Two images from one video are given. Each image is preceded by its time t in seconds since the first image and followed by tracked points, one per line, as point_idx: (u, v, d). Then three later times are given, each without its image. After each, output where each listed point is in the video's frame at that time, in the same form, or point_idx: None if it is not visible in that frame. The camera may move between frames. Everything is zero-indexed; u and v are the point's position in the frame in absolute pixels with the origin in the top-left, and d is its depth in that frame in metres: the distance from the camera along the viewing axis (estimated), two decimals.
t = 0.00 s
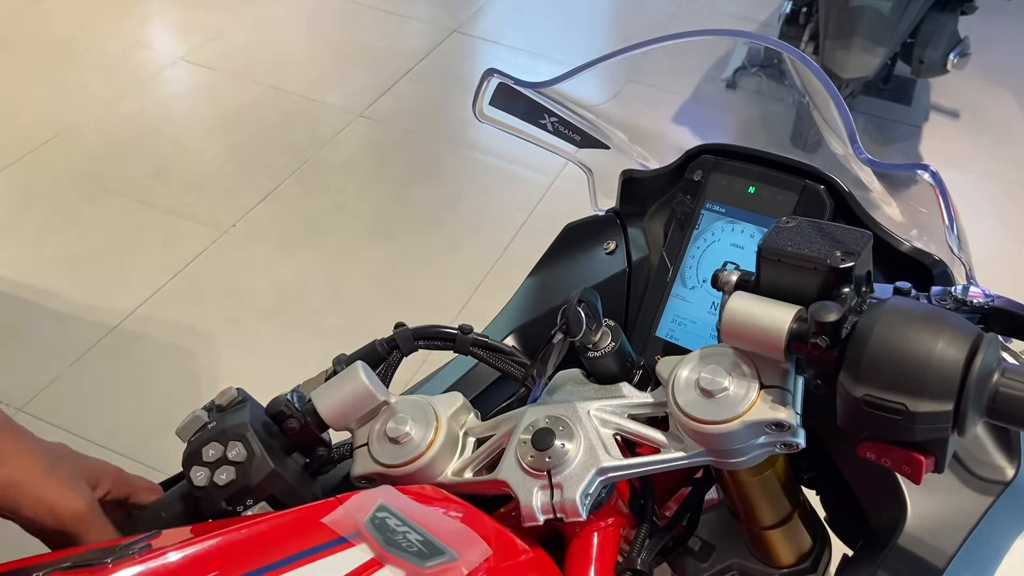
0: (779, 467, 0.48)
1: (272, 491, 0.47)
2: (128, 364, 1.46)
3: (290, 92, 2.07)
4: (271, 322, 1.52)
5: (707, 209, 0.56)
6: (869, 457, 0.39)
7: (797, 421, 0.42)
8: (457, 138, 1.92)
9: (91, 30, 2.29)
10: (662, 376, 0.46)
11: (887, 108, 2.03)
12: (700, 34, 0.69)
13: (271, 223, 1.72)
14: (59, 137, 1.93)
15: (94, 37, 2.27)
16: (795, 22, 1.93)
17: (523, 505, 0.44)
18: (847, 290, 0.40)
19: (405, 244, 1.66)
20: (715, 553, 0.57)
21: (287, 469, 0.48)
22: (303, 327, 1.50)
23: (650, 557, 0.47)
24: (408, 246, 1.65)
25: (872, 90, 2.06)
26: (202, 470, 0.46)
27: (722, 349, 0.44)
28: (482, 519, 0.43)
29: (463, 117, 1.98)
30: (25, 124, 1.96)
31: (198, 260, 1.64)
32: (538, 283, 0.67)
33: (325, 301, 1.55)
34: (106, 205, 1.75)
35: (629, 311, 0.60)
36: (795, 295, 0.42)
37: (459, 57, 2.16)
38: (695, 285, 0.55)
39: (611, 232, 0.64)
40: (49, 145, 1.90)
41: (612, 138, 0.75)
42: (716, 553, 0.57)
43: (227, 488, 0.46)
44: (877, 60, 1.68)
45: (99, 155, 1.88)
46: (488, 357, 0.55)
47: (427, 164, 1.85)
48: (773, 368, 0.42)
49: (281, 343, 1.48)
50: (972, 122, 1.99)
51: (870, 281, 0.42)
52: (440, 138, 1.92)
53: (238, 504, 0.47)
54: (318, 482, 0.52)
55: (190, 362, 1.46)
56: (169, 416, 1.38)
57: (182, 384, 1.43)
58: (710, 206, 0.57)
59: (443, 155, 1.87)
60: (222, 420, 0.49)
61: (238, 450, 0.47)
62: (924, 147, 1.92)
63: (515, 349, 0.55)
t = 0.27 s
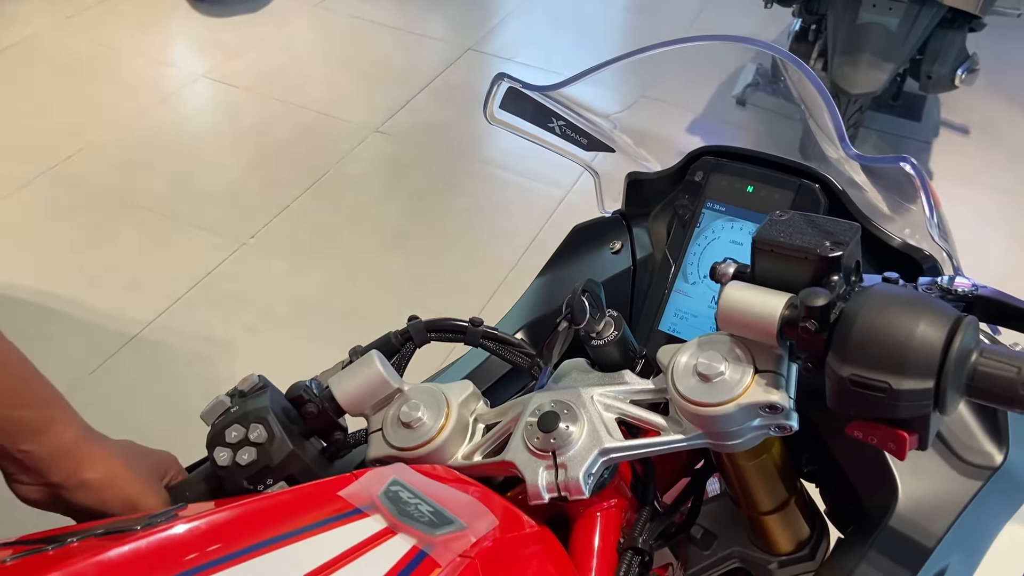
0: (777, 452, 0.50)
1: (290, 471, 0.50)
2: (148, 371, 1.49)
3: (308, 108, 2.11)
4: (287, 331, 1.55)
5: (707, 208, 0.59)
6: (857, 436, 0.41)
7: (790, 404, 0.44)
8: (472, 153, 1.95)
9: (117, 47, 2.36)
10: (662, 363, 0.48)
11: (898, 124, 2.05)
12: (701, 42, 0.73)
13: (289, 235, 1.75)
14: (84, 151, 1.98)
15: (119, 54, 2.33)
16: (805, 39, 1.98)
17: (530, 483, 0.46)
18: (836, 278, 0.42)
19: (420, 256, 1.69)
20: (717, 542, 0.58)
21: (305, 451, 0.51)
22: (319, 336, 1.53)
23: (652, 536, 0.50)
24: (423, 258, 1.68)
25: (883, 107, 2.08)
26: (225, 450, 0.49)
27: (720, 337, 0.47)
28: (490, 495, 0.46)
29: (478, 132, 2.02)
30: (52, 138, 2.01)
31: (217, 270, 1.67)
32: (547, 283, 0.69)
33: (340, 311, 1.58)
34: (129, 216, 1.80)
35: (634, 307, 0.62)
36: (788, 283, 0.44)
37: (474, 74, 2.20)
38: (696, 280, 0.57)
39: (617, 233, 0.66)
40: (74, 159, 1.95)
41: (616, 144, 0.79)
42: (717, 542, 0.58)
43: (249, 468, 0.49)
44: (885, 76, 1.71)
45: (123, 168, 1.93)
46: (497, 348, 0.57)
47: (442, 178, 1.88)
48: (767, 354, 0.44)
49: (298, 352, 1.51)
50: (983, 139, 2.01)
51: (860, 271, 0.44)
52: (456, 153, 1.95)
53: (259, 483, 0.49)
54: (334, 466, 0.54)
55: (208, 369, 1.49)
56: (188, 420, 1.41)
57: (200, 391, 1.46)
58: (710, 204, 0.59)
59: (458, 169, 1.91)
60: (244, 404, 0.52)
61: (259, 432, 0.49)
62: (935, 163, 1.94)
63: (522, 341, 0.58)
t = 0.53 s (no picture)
0: (777, 443, 0.53)
1: (317, 455, 0.53)
2: (181, 387, 1.54)
3: (340, 137, 2.18)
4: (315, 350, 1.59)
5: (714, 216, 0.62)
6: (847, 421, 0.44)
7: (787, 394, 0.47)
8: (498, 180, 2.00)
9: (158, 79, 2.45)
10: (667, 357, 0.51)
11: (921, 155, 2.06)
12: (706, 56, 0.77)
13: (318, 258, 1.81)
14: (124, 177, 2.05)
15: (160, 86, 2.43)
16: (825, 71, 2.01)
17: (540, 467, 0.49)
18: (828, 273, 0.45)
19: (445, 279, 1.73)
20: (724, 538, 0.60)
21: (331, 437, 0.54)
22: (346, 355, 1.57)
23: (659, 521, 0.52)
24: (448, 281, 1.73)
25: (906, 138, 2.10)
26: (257, 434, 0.53)
27: (721, 332, 0.49)
28: (503, 478, 0.48)
29: (503, 160, 2.07)
30: (94, 164, 2.09)
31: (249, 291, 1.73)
32: (564, 290, 0.73)
33: (367, 331, 1.62)
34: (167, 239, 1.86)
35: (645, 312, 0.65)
36: (784, 280, 0.47)
37: (501, 105, 2.26)
38: (703, 284, 0.60)
39: (630, 242, 0.69)
40: (115, 184, 2.03)
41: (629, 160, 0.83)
42: (724, 538, 0.60)
43: (279, 451, 0.52)
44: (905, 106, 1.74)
45: (161, 193, 2.00)
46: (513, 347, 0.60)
47: (468, 205, 1.93)
48: (765, 346, 0.47)
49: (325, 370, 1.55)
50: (1007, 169, 2.02)
51: (852, 269, 0.47)
52: (482, 180, 2.00)
53: (288, 465, 0.53)
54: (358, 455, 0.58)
55: (238, 386, 1.53)
56: (219, 434, 1.46)
57: (231, 406, 1.50)
58: (717, 212, 0.62)
59: (484, 196, 1.96)
60: (275, 393, 0.55)
61: (289, 417, 0.53)
62: (958, 193, 1.95)
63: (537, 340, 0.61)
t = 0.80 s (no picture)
0: (766, 444, 0.56)
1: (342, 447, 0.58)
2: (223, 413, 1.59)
3: (383, 179, 2.28)
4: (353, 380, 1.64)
5: (714, 236, 0.67)
6: (823, 415, 0.47)
7: (771, 393, 0.50)
8: (534, 221, 2.07)
9: (215, 122, 2.59)
10: (663, 360, 0.55)
11: (958, 202, 2.08)
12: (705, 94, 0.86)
13: (359, 291, 1.88)
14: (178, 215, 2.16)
15: (216, 129, 2.56)
16: (856, 116, 2.03)
17: (543, 459, 0.53)
18: (807, 280, 0.49)
19: (480, 314, 1.78)
20: (724, 543, 0.63)
21: (355, 431, 0.59)
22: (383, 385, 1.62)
23: (656, 516, 0.56)
24: (483, 316, 1.78)
25: (941, 185, 2.13)
26: (288, 426, 0.58)
27: (714, 336, 0.53)
28: (509, 465, 0.53)
29: (540, 202, 2.14)
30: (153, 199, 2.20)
31: (292, 321, 1.80)
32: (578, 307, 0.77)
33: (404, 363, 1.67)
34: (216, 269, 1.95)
35: (652, 326, 0.69)
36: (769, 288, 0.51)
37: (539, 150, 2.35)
38: (704, 300, 0.65)
39: (640, 263, 0.73)
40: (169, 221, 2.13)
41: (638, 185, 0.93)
42: (725, 543, 0.63)
43: (307, 441, 0.57)
44: (934, 149, 1.77)
45: (215, 227, 2.11)
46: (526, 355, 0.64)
47: (504, 244, 2.00)
48: (751, 348, 0.51)
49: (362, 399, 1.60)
50: None
51: (832, 278, 0.51)
52: (519, 221, 2.07)
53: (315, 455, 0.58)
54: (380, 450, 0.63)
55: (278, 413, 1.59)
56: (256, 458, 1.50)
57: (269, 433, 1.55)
58: (717, 233, 0.67)
59: (519, 236, 2.02)
60: (306, 389, 0.61)
61: (317, 411, 0.58)
62: (995, 239, 1.96)
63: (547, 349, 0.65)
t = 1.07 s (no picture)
0: (741, 429, 0.61)
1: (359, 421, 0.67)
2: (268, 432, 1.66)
3: (433, 222, 2.38)
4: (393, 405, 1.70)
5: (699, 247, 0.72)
6: (777, 391, 0.53)
7: (735, 375, 0.57)
8: (576, 264, 2.14)
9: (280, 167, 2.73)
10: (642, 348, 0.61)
11: (1003, 254, 2.08)
12: (731, 110, 0.92)
13: (404, 323, 1.95)
14: (237, 248, 2.27)
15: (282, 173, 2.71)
16: (894, 166, 2.05)
17: (534, 433, 0.61)
18: (765, 273, 0.56)
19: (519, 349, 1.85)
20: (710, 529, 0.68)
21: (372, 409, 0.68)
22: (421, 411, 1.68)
23: (637, 491, 0.62)
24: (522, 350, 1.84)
25: (986, 237, 2.14)
26: (315, 402, 0.67)
27: (687, 326, 0.60)
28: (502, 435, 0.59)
29: (583, 246, 2.22)
30: (218, 233, 2.34)
31: (339, 350, 1.88)
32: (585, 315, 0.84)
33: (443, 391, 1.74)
34: (273, 301, 2.05)
35: (648, 329, 0.76)
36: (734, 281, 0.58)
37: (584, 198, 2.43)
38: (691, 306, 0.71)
39: (641, 273, 0.79)
40: (227, 253, 2.24)
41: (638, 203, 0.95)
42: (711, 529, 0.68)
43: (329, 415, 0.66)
44: (967, 197, 1.79)
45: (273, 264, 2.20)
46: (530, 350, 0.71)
47: (545, 285, 2.07)
48: (718, 335, 0.57)
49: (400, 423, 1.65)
50: None
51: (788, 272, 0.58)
52: (562, 264, 2.14)
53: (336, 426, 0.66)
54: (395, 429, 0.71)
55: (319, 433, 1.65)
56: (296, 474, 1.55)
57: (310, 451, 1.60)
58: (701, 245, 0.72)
59: (561, 277, 2.09)
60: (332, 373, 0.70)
61: (340, 390, 0.67)
62: None
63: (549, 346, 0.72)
